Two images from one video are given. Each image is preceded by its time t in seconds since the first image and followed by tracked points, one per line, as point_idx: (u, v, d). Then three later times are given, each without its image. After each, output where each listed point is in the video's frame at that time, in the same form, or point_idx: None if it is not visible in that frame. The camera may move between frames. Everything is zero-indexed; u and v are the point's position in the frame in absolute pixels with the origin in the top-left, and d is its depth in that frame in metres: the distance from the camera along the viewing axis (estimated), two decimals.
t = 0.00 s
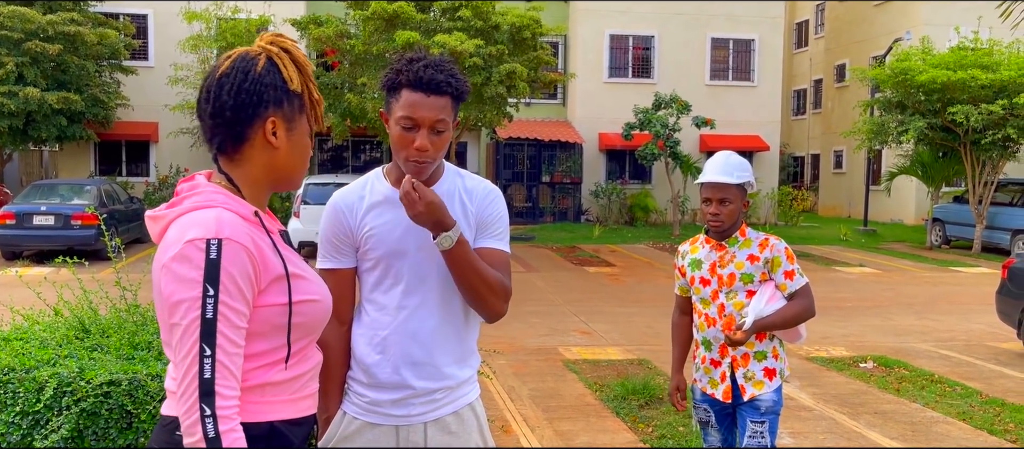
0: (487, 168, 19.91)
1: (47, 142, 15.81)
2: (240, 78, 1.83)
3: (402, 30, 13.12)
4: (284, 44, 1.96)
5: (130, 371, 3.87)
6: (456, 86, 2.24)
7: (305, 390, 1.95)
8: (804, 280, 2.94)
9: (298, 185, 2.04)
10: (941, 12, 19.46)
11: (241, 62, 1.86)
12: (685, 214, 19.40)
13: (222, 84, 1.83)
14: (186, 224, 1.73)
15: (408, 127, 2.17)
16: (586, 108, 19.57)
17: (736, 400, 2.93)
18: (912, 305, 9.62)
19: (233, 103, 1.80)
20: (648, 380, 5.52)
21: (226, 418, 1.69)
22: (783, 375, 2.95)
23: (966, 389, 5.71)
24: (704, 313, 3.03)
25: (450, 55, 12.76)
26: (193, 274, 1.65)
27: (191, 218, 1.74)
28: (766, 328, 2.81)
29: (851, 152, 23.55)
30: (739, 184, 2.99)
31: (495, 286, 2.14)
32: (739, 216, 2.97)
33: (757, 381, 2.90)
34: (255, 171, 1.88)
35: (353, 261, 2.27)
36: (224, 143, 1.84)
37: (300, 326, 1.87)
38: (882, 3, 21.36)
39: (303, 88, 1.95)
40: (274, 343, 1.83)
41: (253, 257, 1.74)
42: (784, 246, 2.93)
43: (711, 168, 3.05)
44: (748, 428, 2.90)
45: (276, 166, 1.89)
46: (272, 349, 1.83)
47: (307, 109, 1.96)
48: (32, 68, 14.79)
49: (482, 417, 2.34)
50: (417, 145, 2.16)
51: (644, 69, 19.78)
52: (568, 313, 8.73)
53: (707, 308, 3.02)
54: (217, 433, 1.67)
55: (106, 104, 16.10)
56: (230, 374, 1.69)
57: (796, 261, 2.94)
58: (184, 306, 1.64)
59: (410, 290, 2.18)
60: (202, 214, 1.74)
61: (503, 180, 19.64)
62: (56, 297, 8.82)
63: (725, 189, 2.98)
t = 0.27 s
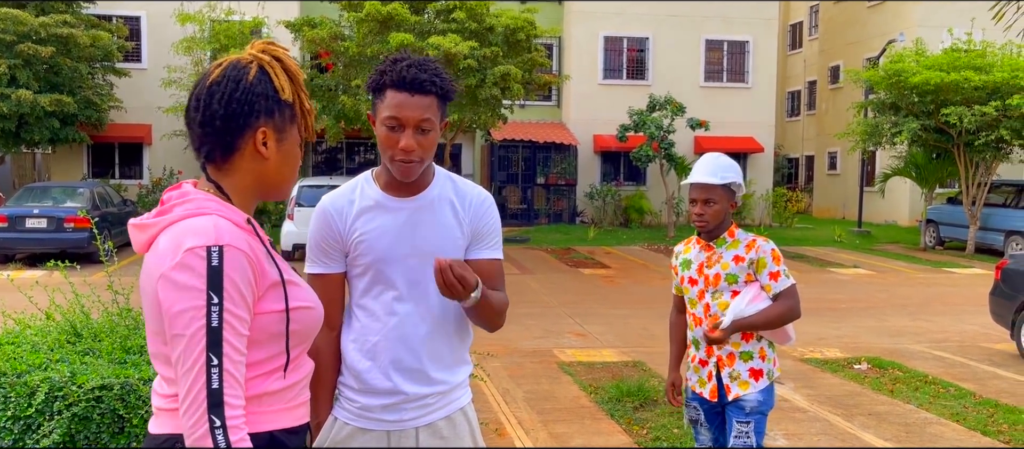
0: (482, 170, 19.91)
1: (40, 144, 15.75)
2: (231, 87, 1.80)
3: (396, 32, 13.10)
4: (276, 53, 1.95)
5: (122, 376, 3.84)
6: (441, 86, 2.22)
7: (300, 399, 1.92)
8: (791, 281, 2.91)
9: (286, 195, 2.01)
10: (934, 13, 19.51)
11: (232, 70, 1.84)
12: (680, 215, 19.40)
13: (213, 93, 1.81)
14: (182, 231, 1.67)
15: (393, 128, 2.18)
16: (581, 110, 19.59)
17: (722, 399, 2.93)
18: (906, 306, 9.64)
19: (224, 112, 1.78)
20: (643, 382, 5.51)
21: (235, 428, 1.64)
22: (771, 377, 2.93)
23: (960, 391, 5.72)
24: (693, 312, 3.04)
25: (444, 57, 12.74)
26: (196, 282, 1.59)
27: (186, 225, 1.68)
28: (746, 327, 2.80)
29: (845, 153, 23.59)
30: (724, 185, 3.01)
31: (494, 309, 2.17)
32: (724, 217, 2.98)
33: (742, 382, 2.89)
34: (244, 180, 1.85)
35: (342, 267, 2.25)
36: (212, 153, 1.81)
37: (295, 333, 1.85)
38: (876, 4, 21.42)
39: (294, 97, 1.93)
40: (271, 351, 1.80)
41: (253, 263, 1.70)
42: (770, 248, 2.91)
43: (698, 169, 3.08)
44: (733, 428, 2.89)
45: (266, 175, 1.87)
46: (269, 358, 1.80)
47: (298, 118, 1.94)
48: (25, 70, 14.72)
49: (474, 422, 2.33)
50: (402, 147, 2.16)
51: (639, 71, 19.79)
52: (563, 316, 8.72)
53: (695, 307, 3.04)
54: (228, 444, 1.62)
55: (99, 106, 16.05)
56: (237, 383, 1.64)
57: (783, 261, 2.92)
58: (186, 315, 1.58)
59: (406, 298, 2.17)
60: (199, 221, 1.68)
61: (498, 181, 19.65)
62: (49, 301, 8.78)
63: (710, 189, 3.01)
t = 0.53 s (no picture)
0: (478, 171, 19.91)
1: (34, 146, 15.72)
2: (210, 91, 1.80)
3: (391, 33, 13.10)
4: (252, 54, 1.93)
5: (115, 378, 3.84)
6: (422, 78, 2.23)
7: (297, 406, 1.92)
8: (776, 282, 2.86)
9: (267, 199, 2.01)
10: (928, 14, 19.57)
11: (210, 74, 1.83)
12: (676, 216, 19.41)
13: (191, 98, 1.79)
14: (172, 246, 1.65)
15: (374, 120, 2.20)
16: (576, 111, 19.61)
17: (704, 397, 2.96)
18: (901, 306, 9.66)
19: (203, 118, 1.77)
20: (638, 382, 5.52)
21: (237, 442, 1.64)
22: (757, 379, 2.91)
23: (954, 390, 5.73)
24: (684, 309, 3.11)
25: (439, 58, 12.74)
26: (190, 299, 1.57)
27: (176, 239, 1.66)
28: (718, 325, 2.81)
29: (841, 154, 23.64)
30: (705, 184, 3.05)
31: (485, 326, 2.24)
32: (704, 217, 3.02)
33: (723, 382, 2.90)
34: (226, 185, 1.84)
35: (334, 268, 2.25)
36: (192, 159, 1.80)
37: (294, 338, 1.84)
38: (870, 5, 21.48)
39: (273, 100, 1.92)
40: (269, 359, 1.79)
41: (247, 274, 1.69)
42: (754, 248, 2.89)
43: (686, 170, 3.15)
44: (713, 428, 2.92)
45: (249, 179, 1.87)
46: (269, 364, 1.79)
47: (278, 121, 1.94)
48: (19, 72, 14.70)
49: (467, 424, 2.33)
50: (382, 138, 2.17)
51: (634, 72, 19.81)
52: (559, 317, 8.72)
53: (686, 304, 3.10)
54: None
55: (94, 108, 16.03)
56: (237, 398, 1.64)
57: (768, 262, 2.87)
58: (182, 333, 1.56)
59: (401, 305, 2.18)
60: (187, 235, 1.66)
61: (494, 183, 19.67)
62: (43, 303, 8.76)
63: (691, 190, 3.06)
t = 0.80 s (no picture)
0: (475, 172, 19.90)
1: (30, 148, 15.69)
2: (197, 89, 1.79)
3: (388, 34, 13.09)
4: (234, 50, 1.92)
5: (110, 380, 3.83)
6: (410, 73, 2.25)
7: (294, 411, 1.91)
8: (761, 285, 2.81)
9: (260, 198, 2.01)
10: (924, 14, 19.60)
11: (195, 72, 1.82)
12: (673, 217, 19.42)
13: (177, 97, 1.78)
14: (163, 254, 1.64)
15: (364, 115, 2.22)
16: (573, 112, 19.61)
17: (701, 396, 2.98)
18: (898, 306, 9.68)
19: (192, 117, 1.76)
20: (635, 383, 5.52)
21: None
22: (750, 382, 2.89)
23: (951, 390, 5.74)
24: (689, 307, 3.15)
25: (436, 59, 12.73)
26: (179, 309, 1.57)
27: (165, 248, 1.66)
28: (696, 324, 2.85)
29: (837, 154, 23.67)
30: (705, 184, 3.06)
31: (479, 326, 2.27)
32: (703, 217, 3.06)
33: (713, 383, 2.92)
34: (218, 186, 1.84)
35: (328, 269, 2.25)
36: (182, 161, 1.79)
37: (290, 342, 1.84)
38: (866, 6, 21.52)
39: (260, 97, 1.92)
40: (265, 365, 1.78)
41: (239, 281, 1.68)
42: (742, 250, 2.87)
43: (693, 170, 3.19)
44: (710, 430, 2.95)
45: (241, 178, 1.86)
46: (265, 370, 1.78)
47: (266, 118, 1.93)
48: (15, 73, 14.66)
49: (462, 425, 2.32)
50: (370, 131, 2.19)
51: (631, 73, 19.82)
52: (556, 317, 8.72)
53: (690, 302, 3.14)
54: None
55: (90, 109, 16.01)
56: (230, 408, 1.63)
57: (755, 266, 2.84)
58: (173, 344, 1.56)
59: (395, 307, 2.17)
60: (176, 244, 1.65)
61: (491, 184, 19.67)
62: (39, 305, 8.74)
63: (693, 190, 3.10)
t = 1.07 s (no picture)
0: (474, 172, 19.91)
1: (29, 149, 15.70)
2: (206, 91, 1.79)
3: (386, 34, 13.09)
4: (242, 53, 1.92)
5: (111, 380, 3.83)
6: (416, 71, 2.27)
7: (299, 411, 1.91)
8: (762, 291, 2.81)
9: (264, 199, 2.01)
10: (922, 14, 19.63)
11: (204, 74, 1.82)
12: (672, 217, 19.43)
13: (186, 98, 1.78)
14: (169, 256, 1.64)
15: (369, 111, 2.21)
16: (572, 112, 19.62)
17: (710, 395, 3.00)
18: (897, 305, 9.68)
19: (200, 119, 1.76)
20: (635, 383, 5.52)
21: None
22: (756, 383, 2.88)
23: (951, 389, 5.75)
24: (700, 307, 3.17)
25: (434, 59, 12.73)
26: (186, 311, 1.57)
27: (172, 249, 1.66)
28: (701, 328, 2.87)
29: (836, 153, 23.69)
30: (715, 185, 3.07)
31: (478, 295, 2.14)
32: (713, 217, 3.07)
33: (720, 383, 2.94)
34: (223, 188, 1.84)
35: (331, 269, 2.25)
36: (189, 162, 1.79)
37: (294, 344, 1.84)
38: (865, 5, 21.54)
39: (267, 99, 1.92)
40: (269, 367, 1.78)
41: (245, 283, 1.69)
42: (746, 254, 2.87)
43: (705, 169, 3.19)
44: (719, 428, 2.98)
45: (247, 179, 1.87)
46: (271, 371, 1.79)
47: (272, 120, 1.94)
48: (13, 75, 14.65)
49: (464, 424, 2.32)
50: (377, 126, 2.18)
51: (630, 73, 19.83)
52: (556, 317, 8.72)
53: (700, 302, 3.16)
54: None
55: (88, 110, 16.01)
56: (235, 410, 1.63)
57: (758, 270, 2.83)
58: (179, 345, 1.56)
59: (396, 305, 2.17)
60: (183, 246, 1.66)
61: (490, 184, 19.67)
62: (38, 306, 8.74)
63: (705, 189, 3.11)
